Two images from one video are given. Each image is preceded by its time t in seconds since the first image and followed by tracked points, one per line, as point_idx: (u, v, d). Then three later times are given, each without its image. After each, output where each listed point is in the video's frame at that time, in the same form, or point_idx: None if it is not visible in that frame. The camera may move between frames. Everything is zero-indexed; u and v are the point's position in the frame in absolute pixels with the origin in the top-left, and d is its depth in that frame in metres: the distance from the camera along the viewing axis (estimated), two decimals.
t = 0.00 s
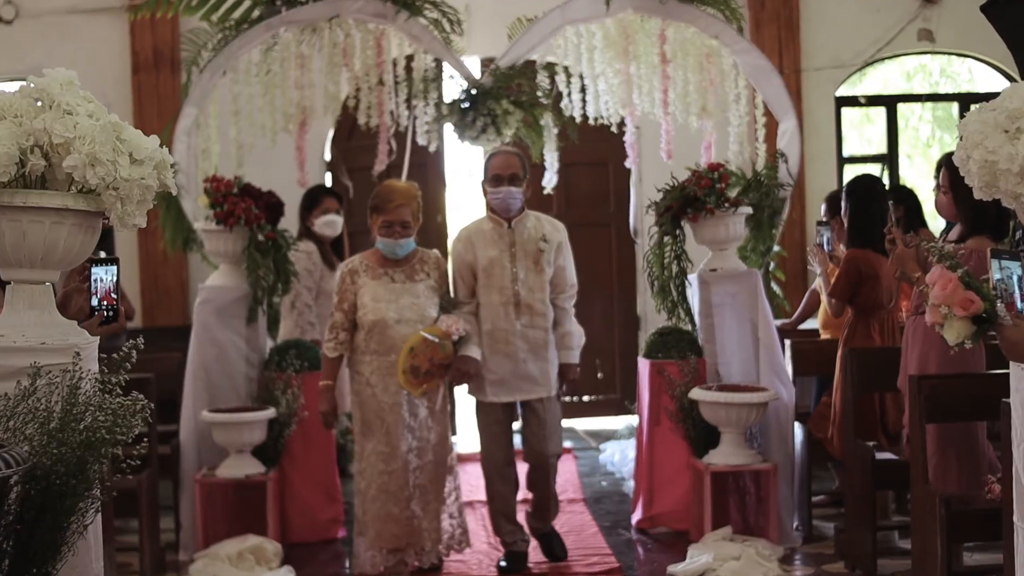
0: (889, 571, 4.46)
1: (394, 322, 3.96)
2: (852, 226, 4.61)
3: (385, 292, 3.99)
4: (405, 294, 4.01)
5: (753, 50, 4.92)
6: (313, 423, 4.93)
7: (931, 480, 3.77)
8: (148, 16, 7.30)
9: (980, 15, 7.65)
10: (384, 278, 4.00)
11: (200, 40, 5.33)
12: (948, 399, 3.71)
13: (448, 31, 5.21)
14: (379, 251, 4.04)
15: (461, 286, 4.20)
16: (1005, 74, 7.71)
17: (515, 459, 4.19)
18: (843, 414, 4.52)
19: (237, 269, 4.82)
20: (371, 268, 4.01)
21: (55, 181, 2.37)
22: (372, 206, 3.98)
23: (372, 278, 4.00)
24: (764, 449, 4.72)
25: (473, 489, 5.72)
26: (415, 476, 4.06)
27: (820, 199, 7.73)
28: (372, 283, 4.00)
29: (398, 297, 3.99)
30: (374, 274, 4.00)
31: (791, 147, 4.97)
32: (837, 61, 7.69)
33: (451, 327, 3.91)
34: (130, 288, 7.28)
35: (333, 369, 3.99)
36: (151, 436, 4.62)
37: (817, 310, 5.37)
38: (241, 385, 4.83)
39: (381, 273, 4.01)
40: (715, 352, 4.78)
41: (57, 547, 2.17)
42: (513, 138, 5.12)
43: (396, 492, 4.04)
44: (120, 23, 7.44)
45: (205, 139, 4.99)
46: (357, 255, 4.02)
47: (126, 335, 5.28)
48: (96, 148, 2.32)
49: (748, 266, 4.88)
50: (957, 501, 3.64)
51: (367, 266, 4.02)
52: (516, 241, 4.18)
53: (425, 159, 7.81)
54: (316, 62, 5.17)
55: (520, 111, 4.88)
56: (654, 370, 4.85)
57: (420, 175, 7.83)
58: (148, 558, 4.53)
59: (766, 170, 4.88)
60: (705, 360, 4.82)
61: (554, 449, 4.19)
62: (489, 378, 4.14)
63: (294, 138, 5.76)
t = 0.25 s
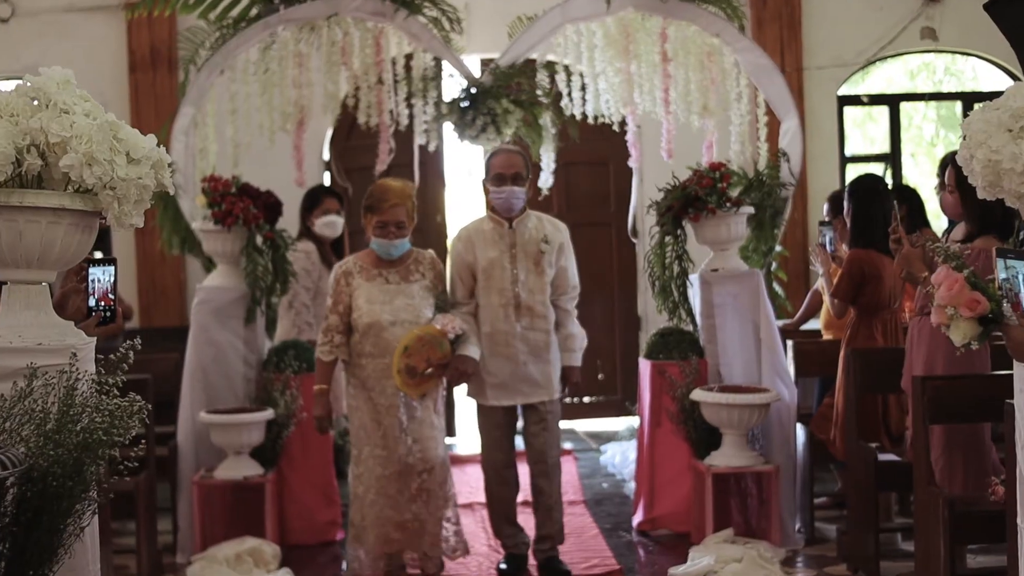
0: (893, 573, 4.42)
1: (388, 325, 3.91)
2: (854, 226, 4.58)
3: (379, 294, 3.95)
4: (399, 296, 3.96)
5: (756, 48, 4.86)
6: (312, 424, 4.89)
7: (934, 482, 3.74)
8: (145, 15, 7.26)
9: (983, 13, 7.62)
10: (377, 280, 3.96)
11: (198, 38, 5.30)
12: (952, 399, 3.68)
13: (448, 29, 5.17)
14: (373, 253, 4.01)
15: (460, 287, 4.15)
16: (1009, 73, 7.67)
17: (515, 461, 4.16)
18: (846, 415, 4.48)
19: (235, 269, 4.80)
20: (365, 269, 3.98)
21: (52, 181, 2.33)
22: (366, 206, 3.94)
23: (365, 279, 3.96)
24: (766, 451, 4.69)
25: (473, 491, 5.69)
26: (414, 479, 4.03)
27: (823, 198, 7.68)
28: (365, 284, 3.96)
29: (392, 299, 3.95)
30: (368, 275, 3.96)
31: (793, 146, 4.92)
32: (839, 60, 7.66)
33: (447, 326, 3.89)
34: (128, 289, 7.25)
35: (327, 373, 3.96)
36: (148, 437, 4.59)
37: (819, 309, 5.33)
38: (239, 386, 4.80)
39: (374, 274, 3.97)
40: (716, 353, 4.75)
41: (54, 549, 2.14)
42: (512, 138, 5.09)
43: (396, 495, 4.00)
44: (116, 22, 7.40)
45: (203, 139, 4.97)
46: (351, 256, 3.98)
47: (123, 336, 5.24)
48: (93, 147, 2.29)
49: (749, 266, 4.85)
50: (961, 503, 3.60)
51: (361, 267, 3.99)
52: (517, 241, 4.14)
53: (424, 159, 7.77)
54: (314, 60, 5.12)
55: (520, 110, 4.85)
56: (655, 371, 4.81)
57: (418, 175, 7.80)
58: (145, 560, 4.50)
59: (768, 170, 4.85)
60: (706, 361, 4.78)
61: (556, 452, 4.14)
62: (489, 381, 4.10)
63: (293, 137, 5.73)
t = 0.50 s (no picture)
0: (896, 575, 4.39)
1: (385, 327, 3.85)
2: (857, 225, 4.55)
3: (377, 295, 3.88)
4: (397, 297, 3.89)
5: (757, 46, 4.82)
6: (310, 426, 4.86)
7: (937, 483, 3.70)
8: (142, 12, 7.23)
9: (987, 11, 7.59)
10: (376, 281, 3.89)
11: (196, 36, 5.27)
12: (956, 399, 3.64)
13: (447, 26, 5.13)
14: (372, 253, 3.93)
15: (465, 286, 4.10)
16: (1012, 71, 7.64)
17: (516, 463, 4.12)
18: (848, 415, 4.45)
19: (232, 269, 4.76)
20: (364, 270, 3.91)
21: (48, 180, 2.29)
22: (365, 205, 3.88)
23: (363, 281, 3.90)
24: (769, 452, 4.65)
25: (473, 492, 5.65)
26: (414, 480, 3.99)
27: (826, 197, 7.65)
28: (363, 285, 3.89)
29: (390, 301, 3.88)
30: (366, 276, 3.90)
31: (795, 144, 4.89)
32: (841, 58, 7.63)
33: (445, 328, 3.86)
34: (125, 288, 7.21)
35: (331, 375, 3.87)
36: (146, 438, 4.55)
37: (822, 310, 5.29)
38: (237, 387, 4.76)
39: (373, 275, 3.90)
40: (717, 353, 4.71)
41: (49, 553, 2.09)
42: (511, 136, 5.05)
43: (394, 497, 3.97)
44: (113, 19, 7.37)
45: (201, 137, 4.94)
46: (349, 257, 3.92)
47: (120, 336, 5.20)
48: (90, 146, 2.25)
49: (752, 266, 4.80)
50: (965, 504, 3.55)
51: (359, 268, 3.92)
52: (524, 242, 4.11)
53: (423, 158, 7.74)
54: (313, 59, 5.11)
55: (520, 109, 4.82)
56: (657, 371, 4.78)
57: (417, 174, 7.76)
58: (142, 561, 4.46)
59: (770, 168, 4.82)
60: (708, 361, 4.74)
61: (559, 456, 4.09)
62: (493, 384, 4.07)
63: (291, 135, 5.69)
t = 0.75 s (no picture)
0: None
1: (389, 332, 3.75)
2: (859, 224, 4.51)
3: (382, 298, 3.77)
4: (403, 301, 3.78)
5: (758, 44, 4.79)
6: (309, 426, 4.82)
7: (941, 485, 3.65)
8: (139, 11, 7.19)
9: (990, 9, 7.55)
10: (381, 284, 3.79)
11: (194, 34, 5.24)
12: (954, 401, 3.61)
13: (447, 24, 5.09)
14: (379, 254, 3.83)
15: (472, 283, 4.03)
16: (1015, 70, 7.62)
17: (516, 465, 4.08)
18: (850, 416, 4.41)
19: (229, 269, 4.72)
20: (370, 273, 3.80)
21: (45, 178, 2.25)
22: (373, 205, 3.77)
23: (369, 284, 3.79)
24: (770, 453, 4.61)
25: (472, 494, 5.62)
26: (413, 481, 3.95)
27: (826, 195, 7.60)
28: (369, 288, 3.78)
29: (395, 304, 3.77)
30: (372, 279, 3.79)
31: (796, 144, 4.89)
32: (844, 57, 7.59)
33: (449, 332, 3.77)
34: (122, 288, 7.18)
35: (335, 380, 3.74)
36: (142, 439, 4.51)
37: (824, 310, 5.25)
38: (234, 388, 4.73)
39: (379, 278, 3.79)
40: (718, 353, 4.68)
41: (46, 554, 2.05)
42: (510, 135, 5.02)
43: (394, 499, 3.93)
44: (110, 17, 7.33)
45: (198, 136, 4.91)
46: (355, 259, 3.82)
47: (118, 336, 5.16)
48: (86, 145, 2.20)
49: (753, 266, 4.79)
50: (967, 505, 3.52)
51: (365, 270, 3.82)
52: (534, 239, 4.04)
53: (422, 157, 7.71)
54: (312, 57, 5.06)
55: (519, 108, 4.78)
56: (657, 371, 4.74)
57: (417, 173, 7.71)
58: (139, 564, 4.43)
59: (772, 167, 4.77)
60: (709, 362, 4.70)
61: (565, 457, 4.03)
62: (499, 383, 4.00)
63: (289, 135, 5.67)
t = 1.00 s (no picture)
0: None
1: (401, 328, 3.62)
2: (862, 225, 4.48)
3: (393, 294, 3.64)
4: (415, 297, 3.65)
5: (761, 44, 4.76)
6: (308, 428, 4.80)
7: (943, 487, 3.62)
8: (138, 9, 7.16)
9: (994, 8, 7.51)
10: (393, 279, 3.65)
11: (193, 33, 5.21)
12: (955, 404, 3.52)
13: (448, 23, 5.06)
14: (392, 250, 3.69)
15: (481, 284, 3.89)
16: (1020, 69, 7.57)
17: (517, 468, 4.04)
18: (853, 418, 4.38)
19: (228, 269, 4.69)
20: (382, 267, 3.67)
21: (42, 179, 2.23)
22: (387, 198, 3.65)
23: (381, 278, 3.66)
24: (772, 455, 4.59)
25: (473, 496, 5.59)
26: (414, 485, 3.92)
27: (830, 195, 7.61)
28: (380, 283, 3.65)
29: (407, 301, 3.64)
30: (384, 274, 3.65)
31: (799, 143, 4.84)
32: (847, 56, 7.56)
33: (461, 331, 3.60)
34: (120, 287, 7.14)
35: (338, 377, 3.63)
36: (140, 441, 4.48)
37: (826, 312, 5.22)
38: (233, 389, 4.69)
39: (391, 273, 3.66)
40: (720, 355, 4.64)
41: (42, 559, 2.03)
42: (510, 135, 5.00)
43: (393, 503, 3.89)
44: (108, 16, 7.30)
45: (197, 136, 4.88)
46: (366, 253, 3.67)
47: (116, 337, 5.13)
48: (83, 144, 2.19)
49: (755, 266, 4.77)
50: (972, 508, 3.47)
51: (378, 265, 3.68)
52: (541, 239, 3.92)
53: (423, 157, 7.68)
54: (311, 56, 5.03)
55: (520, 107, 4.76)
56: (659, 373, 4.70)
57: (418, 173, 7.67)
58: (136, 566, 4.40)
59: (774, 168, 4.74)
60: (711, 363, 4.67)
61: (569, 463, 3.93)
62: (505, 387, 3.85)
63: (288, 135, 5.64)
